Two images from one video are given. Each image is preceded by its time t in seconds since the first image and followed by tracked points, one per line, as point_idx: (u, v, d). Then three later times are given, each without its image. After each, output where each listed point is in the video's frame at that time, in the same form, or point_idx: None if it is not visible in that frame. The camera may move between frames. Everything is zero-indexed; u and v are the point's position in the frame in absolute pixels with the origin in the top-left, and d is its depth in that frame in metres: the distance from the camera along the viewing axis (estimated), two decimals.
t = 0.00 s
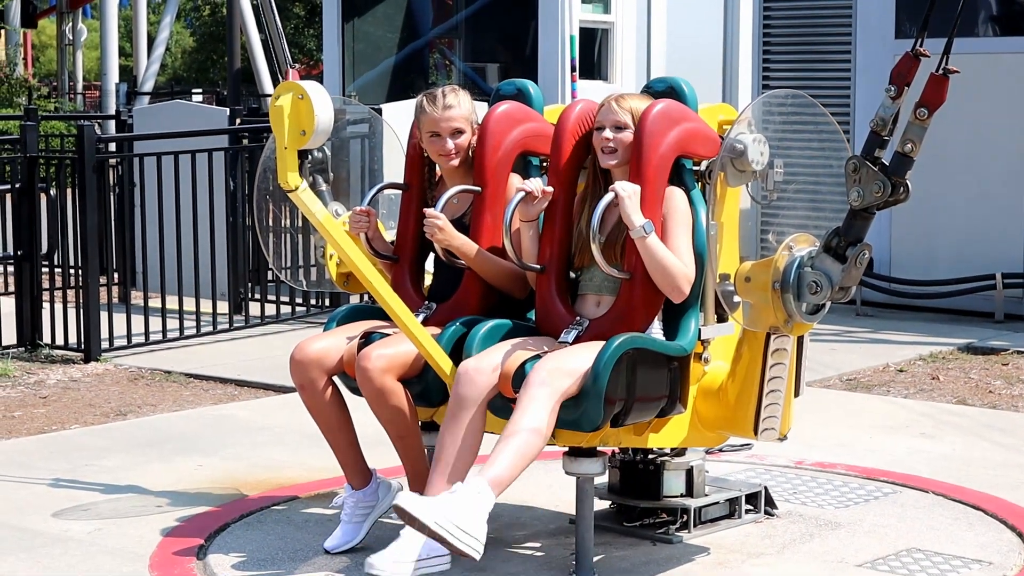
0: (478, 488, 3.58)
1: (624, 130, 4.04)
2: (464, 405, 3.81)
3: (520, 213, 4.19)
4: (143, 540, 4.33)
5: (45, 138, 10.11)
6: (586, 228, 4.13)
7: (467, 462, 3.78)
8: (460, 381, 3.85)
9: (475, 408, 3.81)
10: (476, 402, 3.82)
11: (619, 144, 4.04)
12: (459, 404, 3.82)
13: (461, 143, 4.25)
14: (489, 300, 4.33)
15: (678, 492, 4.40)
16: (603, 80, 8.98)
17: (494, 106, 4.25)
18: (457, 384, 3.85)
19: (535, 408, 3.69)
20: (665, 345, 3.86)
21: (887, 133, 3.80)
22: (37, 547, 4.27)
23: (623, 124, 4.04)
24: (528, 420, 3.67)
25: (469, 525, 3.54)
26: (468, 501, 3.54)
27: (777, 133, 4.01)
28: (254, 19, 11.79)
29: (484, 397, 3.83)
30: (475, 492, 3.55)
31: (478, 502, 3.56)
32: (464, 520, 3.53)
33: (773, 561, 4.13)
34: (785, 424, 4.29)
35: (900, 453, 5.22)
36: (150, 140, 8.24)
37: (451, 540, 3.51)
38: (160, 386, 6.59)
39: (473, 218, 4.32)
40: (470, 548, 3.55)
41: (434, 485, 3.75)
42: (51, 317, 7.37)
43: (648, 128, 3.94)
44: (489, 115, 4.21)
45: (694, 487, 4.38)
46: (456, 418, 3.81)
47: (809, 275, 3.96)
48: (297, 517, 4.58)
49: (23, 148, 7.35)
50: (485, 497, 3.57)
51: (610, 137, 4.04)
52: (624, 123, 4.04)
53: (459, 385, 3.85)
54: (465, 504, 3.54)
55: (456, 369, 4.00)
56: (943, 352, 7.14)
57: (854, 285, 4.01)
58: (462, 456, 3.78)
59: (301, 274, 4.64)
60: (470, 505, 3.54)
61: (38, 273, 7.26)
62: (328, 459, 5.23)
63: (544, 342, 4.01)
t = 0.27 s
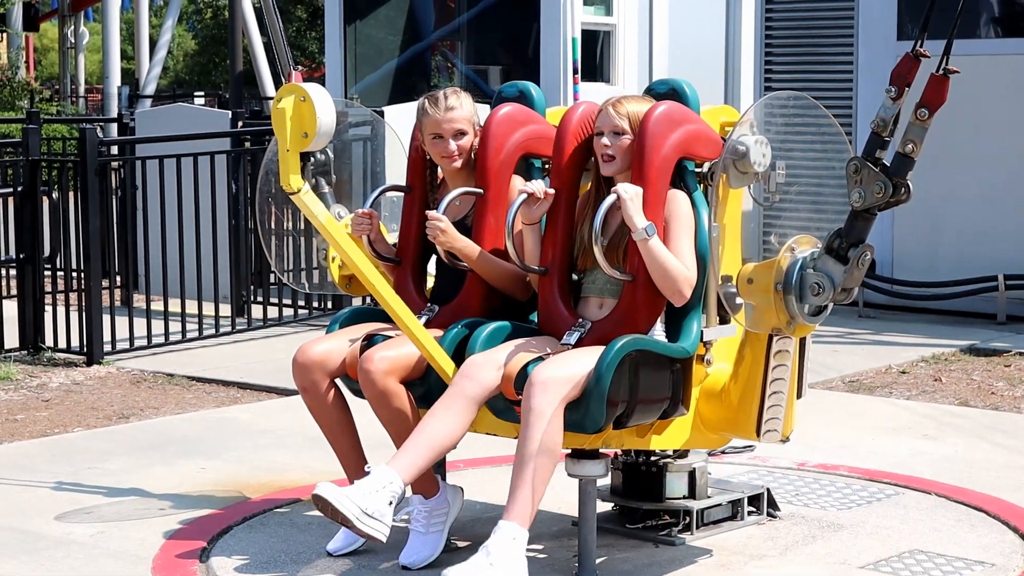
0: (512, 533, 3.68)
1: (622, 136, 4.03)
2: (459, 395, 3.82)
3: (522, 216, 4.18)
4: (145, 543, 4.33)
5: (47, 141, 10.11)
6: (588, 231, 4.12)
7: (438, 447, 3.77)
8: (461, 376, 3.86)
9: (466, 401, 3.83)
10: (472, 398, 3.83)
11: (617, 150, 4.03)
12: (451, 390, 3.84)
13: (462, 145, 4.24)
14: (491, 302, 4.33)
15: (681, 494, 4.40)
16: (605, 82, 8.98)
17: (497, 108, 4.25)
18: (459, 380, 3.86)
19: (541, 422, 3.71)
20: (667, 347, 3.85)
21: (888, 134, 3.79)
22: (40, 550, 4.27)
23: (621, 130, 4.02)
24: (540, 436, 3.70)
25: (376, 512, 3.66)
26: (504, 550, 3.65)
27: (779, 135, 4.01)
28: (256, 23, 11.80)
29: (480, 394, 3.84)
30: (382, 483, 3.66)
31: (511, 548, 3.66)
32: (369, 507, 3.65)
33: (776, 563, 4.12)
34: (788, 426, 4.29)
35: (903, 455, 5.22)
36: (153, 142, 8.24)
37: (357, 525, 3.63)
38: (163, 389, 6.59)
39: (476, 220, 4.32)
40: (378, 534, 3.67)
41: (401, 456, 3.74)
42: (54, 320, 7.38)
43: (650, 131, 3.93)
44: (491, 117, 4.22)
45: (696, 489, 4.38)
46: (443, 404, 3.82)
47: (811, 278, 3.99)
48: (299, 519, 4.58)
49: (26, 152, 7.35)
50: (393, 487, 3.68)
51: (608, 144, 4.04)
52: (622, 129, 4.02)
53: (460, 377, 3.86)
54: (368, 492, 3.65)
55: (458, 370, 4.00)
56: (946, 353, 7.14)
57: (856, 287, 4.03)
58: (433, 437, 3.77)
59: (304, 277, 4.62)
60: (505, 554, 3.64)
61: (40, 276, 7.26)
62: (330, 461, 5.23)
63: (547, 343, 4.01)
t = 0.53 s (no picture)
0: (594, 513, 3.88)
1: (623, 139, 4.03)
2: (459, 398, 3.82)
3: (523, 219, 4.19)
4: (146, 546, 4.34)
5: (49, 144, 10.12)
6: (589, 234, 4.12)
7: (434, 449, 3.78)
8: (460, 380, 3.85)
9: (464, 405, 3.83)
10: (471, 402, 3.83)
11: (619, 154, 4.03)
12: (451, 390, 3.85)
13: (462, 149, 4.25)
14: (492, 305, 4.33)
15: (681, 496, 4.40)
16: (606, 85, 8.99)
17: (498, 111, 4.25)
18: (458, 384, 3.85)
19: (563, 427, 3.72)
20: (667, 349, 3.84)
21: (888, 135, 3.79)
22: (41, 552, 4.27)
23: (622, 133, 4.02)
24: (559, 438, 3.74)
25: (372, 516, 3.68)
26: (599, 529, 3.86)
27: (781, 137, 4.01)
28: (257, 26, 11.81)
29: (479, 398, 3.83)
30: (374, 487, 3.68)
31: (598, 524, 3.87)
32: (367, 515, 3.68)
33: (777, 565, 4.13)
34: (789, 428, 4.29)
35: (904, 457, 5.23)
36: (154, 145, 8.25)
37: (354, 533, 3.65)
38: (164, 391, 6.60)
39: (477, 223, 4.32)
40: (375, 538, 3.70)
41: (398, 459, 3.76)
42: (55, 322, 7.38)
43: (651, 133, 3.94)
44: (492, 120, 4.22)
45: (697, 491, 4.38)
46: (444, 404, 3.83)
47: (812, 280, 3.99)
48: (300, 522, 4.58)
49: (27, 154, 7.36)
50: (386, 490, 3.70)
51: (609, 148, 4.04)
52: (623, 133, 4.02)
53: (459, 381, 3.85)
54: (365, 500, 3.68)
55: (459, 372, 4.00)
56: (947, 356, 7.14)
57: (857, 289, 4.02)
58: (428, 440, 3.78)
59: (304, 280, 4.62)
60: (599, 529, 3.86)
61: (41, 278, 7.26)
62: (331, 463, 5.24)
63: (547, 346, 4.01)
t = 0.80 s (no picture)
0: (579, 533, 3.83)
1: (623, 141, 4.02)
2: (460, 397, 3.82)
3: (524, 220, 4.18)
4: (147, 547, 4.34)
5: (49, 145, 10.12)
6: (590, 235, 4.12)
7: (435, 446, 3.77)
8: (462, 381, 3.85)
9: (466, 403, 3.83)
10: (472, 401, 3.83)
11: (618, 156, 4.03)
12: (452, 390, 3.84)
13: (462, 151, 4.24)
14: (493, 306, 4.33)
15: (683, 497, 4.40)
16: (607, 85, 8.98)
17: (498, 113, 4.25)
18: (459, 384, 3.85)
19: (559, 432, 3.72)
20: (668, 350, 3.84)
21: (888, 135, 3.79)
22: (42, 553, 4.27)
23: (622, 135, 4.01)
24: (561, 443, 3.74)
25: (368, 509, 3.67)
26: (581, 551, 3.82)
27: (781, 139, 4.01)
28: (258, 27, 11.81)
29: (480, 397, 3.83)
30: (373, 478, 3.66)
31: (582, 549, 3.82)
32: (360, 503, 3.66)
33: (778, 566, 4.12)
34: (791, 430, 4.28)
35: (905, 458, 5.22)
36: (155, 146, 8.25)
37: (347, 521, 3.63)
38: (165, 392, 6.60)
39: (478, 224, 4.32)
40: (368, 530, 3.68)
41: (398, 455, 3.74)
42: (56, 323, 7.38)
43: (652, 135, 3.93)
44: (493, 122, 4.22)
45: (699, 492, 4.38)
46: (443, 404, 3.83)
47: (813, 281, 3.98)
48: (301, 523, 4.58)
49: (27, 155, 7.36)
50: (384, 482, 3.68)
51: (609, 150, 4.03)
52: (623, 135, 4.01)
53: (460, 381, 3.85)
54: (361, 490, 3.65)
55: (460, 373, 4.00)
56: (948, 357, 7.14)
57: (858, 290, 4.01)
58: (429, 437, 3.77)
59: (305, 281, 4.61)
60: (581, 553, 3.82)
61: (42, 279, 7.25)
62: (332, 465, 5.23)
63: (548, 347, 4.00)
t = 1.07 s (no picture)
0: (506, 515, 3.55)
1: (622, 142, 4.02)
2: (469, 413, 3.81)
3: (525, 221, 4.18)
4: (148, 548, 4.33)
5: (50, 146, 10.12)
6: (591, 236, 4.12)
7: (471, 469, 3.77)
8: (464, 388, 3.85)
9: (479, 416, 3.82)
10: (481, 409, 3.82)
11: (617, 158, 4.03)
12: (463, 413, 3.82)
13: (464, 152, 4.24)
14: (494, 307, 4.33)
15: (684, 498, 4.39)
16: (607, 86, 8.97)
17: (498, 114, 4.25)
18: (462, 392, 3.85)
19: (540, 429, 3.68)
20: (670, 351, 3.86)
21: (887, 136, 3.79)
22: (43, 555, 4.26)
23: (621, 137, 4.01)
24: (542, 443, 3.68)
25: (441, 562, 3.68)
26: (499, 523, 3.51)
27: (782, 140, 4.00)
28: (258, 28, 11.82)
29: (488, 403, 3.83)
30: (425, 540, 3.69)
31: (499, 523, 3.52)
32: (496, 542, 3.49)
33: (778, 568, 4.12)
34: (791, 432, 4.27)
35: (905, 459, 5.22)
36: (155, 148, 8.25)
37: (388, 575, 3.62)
38: (166, 394, 6.60)
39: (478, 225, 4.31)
40: None
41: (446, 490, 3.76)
42: (57, 324, 7.37)
43: (653, 136, 3.93)
44: (493, 123, 4.22)
45: (700, 493, 4.37)
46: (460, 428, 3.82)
47: (813, 282, 3.97)
48: (302, 524, 4.57)
49: (28, 156, 7.36)
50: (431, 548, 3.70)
51: (608, 151, 4.03)
52: (624, 136, 4.01)
53: (464, 390, 3.85)
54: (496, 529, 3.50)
55: (461, 375, 4.00)
56: (949, 358, 7.13)
57: (859, 291, 4.00)
58: (469, 464, 3.78)
59: (306, 282, 4.62)
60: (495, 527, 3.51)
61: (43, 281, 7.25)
62: (333, 466, 5.23)
63: (549, 349, 4.00)
